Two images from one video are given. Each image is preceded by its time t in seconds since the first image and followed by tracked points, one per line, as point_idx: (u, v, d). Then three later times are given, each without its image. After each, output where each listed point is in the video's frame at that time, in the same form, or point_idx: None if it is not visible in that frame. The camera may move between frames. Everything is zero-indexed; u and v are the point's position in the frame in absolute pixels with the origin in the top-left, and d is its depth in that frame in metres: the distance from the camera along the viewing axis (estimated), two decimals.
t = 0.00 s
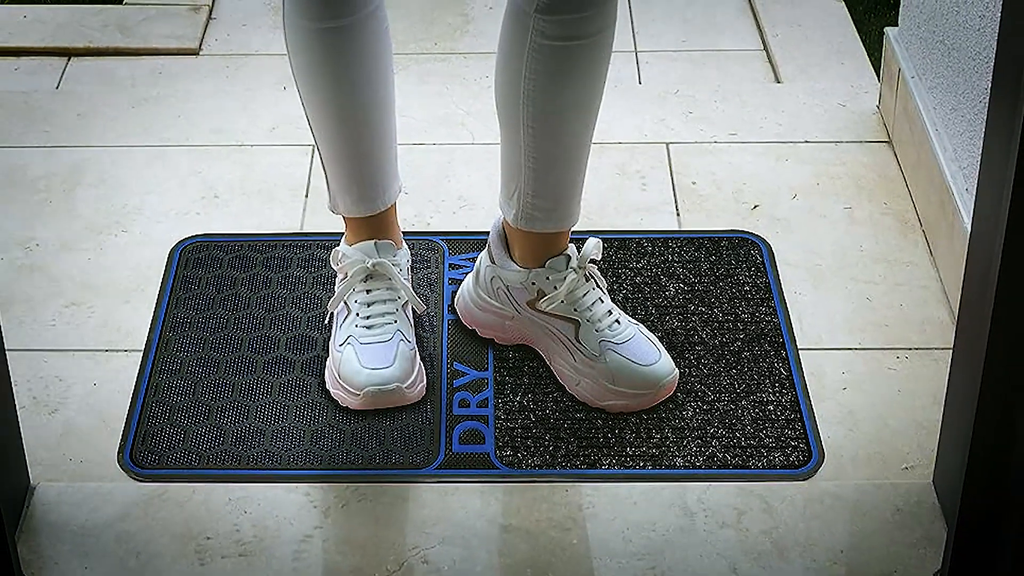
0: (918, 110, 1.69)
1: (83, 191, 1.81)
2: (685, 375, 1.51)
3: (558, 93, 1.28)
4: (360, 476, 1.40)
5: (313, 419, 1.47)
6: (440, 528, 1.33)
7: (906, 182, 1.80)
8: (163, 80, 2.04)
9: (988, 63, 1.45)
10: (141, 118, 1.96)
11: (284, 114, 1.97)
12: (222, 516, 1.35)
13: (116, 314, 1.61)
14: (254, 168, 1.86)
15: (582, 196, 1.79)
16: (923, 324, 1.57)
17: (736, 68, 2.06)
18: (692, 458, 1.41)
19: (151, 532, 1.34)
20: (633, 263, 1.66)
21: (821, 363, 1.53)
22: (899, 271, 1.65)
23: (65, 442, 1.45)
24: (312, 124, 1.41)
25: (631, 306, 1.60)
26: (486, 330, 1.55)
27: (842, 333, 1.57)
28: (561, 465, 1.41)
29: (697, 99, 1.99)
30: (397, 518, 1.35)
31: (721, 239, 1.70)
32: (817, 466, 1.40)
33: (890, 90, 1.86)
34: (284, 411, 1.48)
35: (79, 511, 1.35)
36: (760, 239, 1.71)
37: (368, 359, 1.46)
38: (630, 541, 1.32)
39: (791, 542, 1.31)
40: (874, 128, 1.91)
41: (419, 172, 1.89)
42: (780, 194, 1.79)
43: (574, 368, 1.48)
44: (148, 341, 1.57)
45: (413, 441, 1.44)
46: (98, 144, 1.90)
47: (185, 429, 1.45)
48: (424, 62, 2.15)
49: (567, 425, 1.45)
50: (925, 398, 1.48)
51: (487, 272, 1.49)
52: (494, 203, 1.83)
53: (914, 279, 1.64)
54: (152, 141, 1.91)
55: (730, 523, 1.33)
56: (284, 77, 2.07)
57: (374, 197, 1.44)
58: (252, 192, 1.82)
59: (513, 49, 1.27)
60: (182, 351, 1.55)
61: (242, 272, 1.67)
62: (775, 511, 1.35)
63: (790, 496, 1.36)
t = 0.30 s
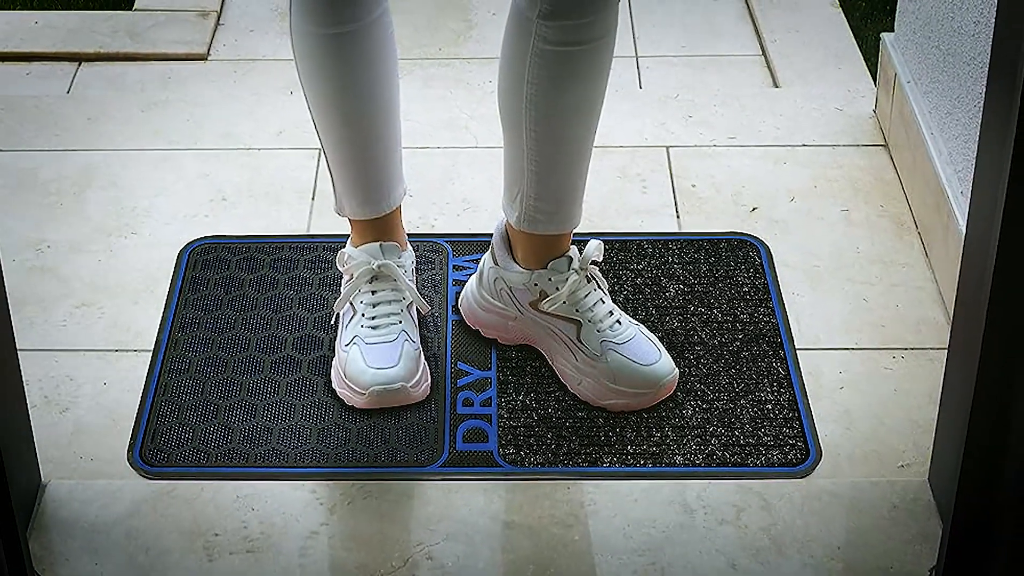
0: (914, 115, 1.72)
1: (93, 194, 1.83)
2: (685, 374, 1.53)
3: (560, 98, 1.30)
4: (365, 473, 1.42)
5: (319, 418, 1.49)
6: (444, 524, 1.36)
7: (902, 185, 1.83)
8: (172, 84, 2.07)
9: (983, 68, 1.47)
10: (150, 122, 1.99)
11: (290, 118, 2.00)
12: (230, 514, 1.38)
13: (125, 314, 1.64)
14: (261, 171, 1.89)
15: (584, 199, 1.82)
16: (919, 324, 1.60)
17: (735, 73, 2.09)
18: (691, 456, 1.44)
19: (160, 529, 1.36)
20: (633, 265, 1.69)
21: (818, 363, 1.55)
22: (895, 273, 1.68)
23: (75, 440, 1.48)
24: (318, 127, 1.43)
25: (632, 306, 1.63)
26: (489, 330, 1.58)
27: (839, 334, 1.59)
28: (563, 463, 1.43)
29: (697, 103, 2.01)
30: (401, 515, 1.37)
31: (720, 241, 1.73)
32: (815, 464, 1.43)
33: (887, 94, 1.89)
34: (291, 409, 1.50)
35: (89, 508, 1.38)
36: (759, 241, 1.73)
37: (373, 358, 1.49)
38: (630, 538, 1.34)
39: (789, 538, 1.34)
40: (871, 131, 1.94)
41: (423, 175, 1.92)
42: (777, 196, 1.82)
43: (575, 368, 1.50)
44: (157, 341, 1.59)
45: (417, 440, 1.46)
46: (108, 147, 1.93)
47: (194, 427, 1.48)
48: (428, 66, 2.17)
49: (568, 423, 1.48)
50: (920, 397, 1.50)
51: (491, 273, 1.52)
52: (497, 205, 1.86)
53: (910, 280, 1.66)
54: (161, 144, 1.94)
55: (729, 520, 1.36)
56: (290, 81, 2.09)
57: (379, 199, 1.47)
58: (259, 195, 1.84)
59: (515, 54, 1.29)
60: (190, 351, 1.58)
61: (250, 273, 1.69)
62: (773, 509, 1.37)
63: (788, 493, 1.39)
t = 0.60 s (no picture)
0: (910, 119, 1.74)
1: (103, 197, 1.86)
2: (684, 374, 1.56)
3: (562, 103, 1.33)
4: (371, 471, 1.45)
5: (326, 417, 1.52)
6: (448, 521, 1.38)
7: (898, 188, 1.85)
8: (181, 89, 2.10)
9: (977, 73, 1.49)
10: (159, 126, 2.02)
11: (297, 122, 2.03)
12: (238, 511, 1.40)
13: (135, 315, 1.67)
14: (269, 174, 1.92)
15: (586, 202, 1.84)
16: (914, 324, 1.63)
17: (734, 79, 2.12)
18: (691, 454, 1.46)
19: (169, 525, 1.38)
20: (634, 266, 1.72)
21: (815, 363, 1.58)
22: (892, 274, 1.70)
23: (86, 439, 1.50)
24: (324, 131, 1.46)
25: (632, 307, 1.65)
26: (492, 330, 1.61)
27: (836, 334, 1.62)
28: (565, 461, 1.46)
29: (696, 107, 2.04)
30: (407, 512, 1.39)
31: (719, 243, 1.76)
32: (812, 462, 1.45)
33: (883, 99, 1.92)
34: (298, 409, 1.53)
35: (99, 505, 1.40)
36: (757, 243, 1.76)
37: (379, 358, 1.51)
38: (631, 534, 1.36)
39: (788, 535, 1.36)
40: (867, 135, 1.97)
41: (428, 178, 1.95)
42: (776, 199, 1.84)
43: (577, 367, 1.53)
44: (167, 342, 1.62)
45: (422, 438, 1.49)
46: (118, 151, 1.96)
47: (203, 426, 1.51)
48: (432, 71, 2.21)
49: (570, 422, 1.51)
50: (916, 396, 1.53)
51: (494, 275, 1.55)
52: (500, 208, 1.89)
53: (906, 281, 1.69)
54: (170, 148, 1.97)
55: (728, 517, 1.38)
56: (296, 86, 2.13)
57: (385, 202, 1.49)
58: (266, 197, 1.87)
59: (518, 59, 1.32)
60: (199, 351, 1.60)
61: (257, 274, 1.72)
62: (771, 505, 1.39)
63: (787, 490, 1.41)
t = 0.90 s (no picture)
0: (906, 123, 1.77)
1: (113, 199, 1.89)
2: (684, 373, 1.59)
3: (564, 107, 1.36)
4: (376, 468, 1.47)
5: (332, 416, 1.55)
6: (453, 518, 1.40)
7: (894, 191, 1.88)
8: (189, 94, 2.14)
9: (971, 78, 1.52)
10: (169, 130, 2.05)
11: (303, 126, 2.07)
12: (247, 508, 1.42)
13: (145, 316, 1.70)
14: (276, 177, 1.95)
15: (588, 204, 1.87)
16: (910, 324, 1.65)
17: (733, 83, 2.15)
18: (691, 452, 1.49)
19: (179, 522, 1.41)
20: (635, 268, 1.75)
21: (813, 363, 1.61)
22: (888, 276, 1.73)
23: (97, 438, 1.53)
24: (330, 134, 1.49)
25: (633, 308, 1.68)
26: (495, 331, 1.63)
27: (833, 334, 1.65)
28: (567, 459, 1.48)
29: (696, 112, 2.07)
30: (412, 509, 1.42)
31: (718, 245, 1.79)
32: (810, 460, 1.48)
33: (879, 104, 1.95)
34: (304, 407, 1.56)
35: (110, 502, 1.43)
36: (756, 245, 1.79)
37: (384, 358, 1.54)
38: (632, 531, 1.39)
39: (786, 531, 1.38)
40: (863, 139, 1.99)
41: (432, 181, 1.97)
42: (774, 201, 1.87)
43: (579, 367, 1.56)
44: (176, 342, 1.65)
45: (427, 436, 1.52)
46: (128, 154, 1.99)
47: (211, 425, 1.53)
48: (436, 77, 2.24)
49: (572, 421, 1.53)
50: (911, 395, 1.56)
51: (497, 276, 1.58)
52: (503, 210, 1.91)
53: (902, 282, 1.72)
54: (179, 151, 2.00)
55: (727, 514, 1.40)
56: (303, 90, 2.16)
57: (390, 204, 1.52)
58: (273, 200, 1.90)
59: (521, 64, 1.35)
60: (208, 351, 1.63)
61: (265, 276, 1.75)
62: (769, 503, 1.42)
63: (784, 488, 1.44)
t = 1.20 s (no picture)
0: (902, 127, 1.80)
1: (124, 202, 1.93)
2: (684, 373, 1.62)
3: (567, 112, 1.39)
4: (382, 466, 1.50)
5: (338, 415, 1.57)
6: (456, 515, 1.43)
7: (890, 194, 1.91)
8: (198, 99, 2.17)
9: (966, 83, 1.55)
10: (178, 134, 2.08)
11: (309, 130, 2.10)
12: (255, 505, 1.45)
13: (154, 317, 1.73)
14: (283, 181, 1.98)
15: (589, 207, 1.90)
16: (906, 325, 1.68)
17: (732, 88, 2.18)
18: (691, 450, 1.52)
19: (188, 519, 1.44)
20: (636, 269, 1.77)
21: (811, 363, 1.63)
22: (885, 277, 1.76)
23: (108, 436, 1.56)
24: (336, 138, 1.52)
25: (634, 308, 1.71)
26: (499, 331, 1.66)
27: (830, 334, 1.67)
28: (569, 456, 1.51)
29: (696, 116, 2.11)
30: (416, 506, 1.45)
31: (718, 247, 1.81)
32: (807, 458, 1.50)
33: (875, 108, 1.98)
34: (311, 406, 1.59)
35: (121, 500, 1.46)
36: (755, 247, 1.82)
37: (389, 358, 1.57)
38: (632, 527, 1.42)
39: (784, 528, 1.41)
40: (860, 143, 2.03)
41: (436, 184, 2.01)
42: (772, 204, 1.90)
43: (580, 366, 1.59)
44: (185, 342, 1.68)
45: (431, 435, 1.55)
46: (138, 158, 2.02)
47: (220, 423, 1.56)
48: (440, 82, 2.27)
49: (574, 419, 1.56)
50: (907, 395, 1.58)
51: (500, 278, 1.61)
52: (506, 213, 1.94)
53: (898, 284, 1.75)
54: (188, 155, 2.03)
55: (726, 511, 1.43)
56: (310, 95, 2.19)
57: (395, 207, 1.55)
58: (281, 203, 1.94)
59: (524, 70, 1.38)
60: (216, 351, 1.66)
61: (272, 277, 1.78)
62: (767, 500, 1.45)
63: (782, 485, 1.46)
